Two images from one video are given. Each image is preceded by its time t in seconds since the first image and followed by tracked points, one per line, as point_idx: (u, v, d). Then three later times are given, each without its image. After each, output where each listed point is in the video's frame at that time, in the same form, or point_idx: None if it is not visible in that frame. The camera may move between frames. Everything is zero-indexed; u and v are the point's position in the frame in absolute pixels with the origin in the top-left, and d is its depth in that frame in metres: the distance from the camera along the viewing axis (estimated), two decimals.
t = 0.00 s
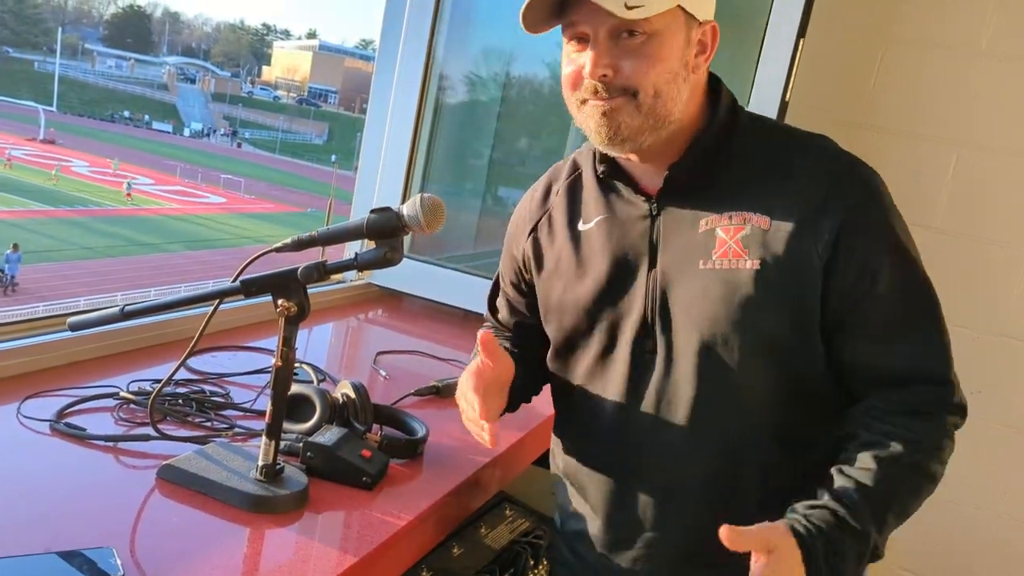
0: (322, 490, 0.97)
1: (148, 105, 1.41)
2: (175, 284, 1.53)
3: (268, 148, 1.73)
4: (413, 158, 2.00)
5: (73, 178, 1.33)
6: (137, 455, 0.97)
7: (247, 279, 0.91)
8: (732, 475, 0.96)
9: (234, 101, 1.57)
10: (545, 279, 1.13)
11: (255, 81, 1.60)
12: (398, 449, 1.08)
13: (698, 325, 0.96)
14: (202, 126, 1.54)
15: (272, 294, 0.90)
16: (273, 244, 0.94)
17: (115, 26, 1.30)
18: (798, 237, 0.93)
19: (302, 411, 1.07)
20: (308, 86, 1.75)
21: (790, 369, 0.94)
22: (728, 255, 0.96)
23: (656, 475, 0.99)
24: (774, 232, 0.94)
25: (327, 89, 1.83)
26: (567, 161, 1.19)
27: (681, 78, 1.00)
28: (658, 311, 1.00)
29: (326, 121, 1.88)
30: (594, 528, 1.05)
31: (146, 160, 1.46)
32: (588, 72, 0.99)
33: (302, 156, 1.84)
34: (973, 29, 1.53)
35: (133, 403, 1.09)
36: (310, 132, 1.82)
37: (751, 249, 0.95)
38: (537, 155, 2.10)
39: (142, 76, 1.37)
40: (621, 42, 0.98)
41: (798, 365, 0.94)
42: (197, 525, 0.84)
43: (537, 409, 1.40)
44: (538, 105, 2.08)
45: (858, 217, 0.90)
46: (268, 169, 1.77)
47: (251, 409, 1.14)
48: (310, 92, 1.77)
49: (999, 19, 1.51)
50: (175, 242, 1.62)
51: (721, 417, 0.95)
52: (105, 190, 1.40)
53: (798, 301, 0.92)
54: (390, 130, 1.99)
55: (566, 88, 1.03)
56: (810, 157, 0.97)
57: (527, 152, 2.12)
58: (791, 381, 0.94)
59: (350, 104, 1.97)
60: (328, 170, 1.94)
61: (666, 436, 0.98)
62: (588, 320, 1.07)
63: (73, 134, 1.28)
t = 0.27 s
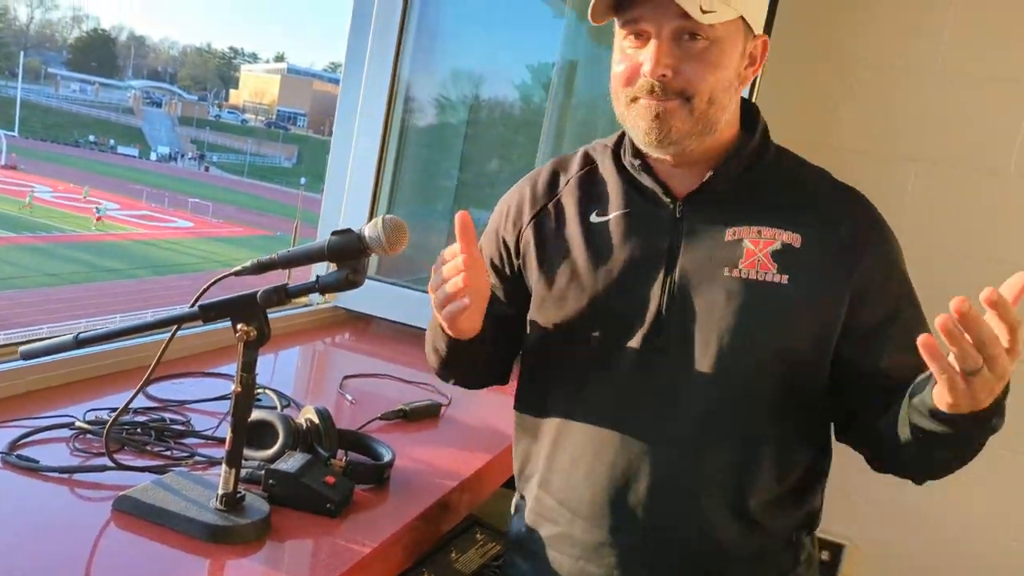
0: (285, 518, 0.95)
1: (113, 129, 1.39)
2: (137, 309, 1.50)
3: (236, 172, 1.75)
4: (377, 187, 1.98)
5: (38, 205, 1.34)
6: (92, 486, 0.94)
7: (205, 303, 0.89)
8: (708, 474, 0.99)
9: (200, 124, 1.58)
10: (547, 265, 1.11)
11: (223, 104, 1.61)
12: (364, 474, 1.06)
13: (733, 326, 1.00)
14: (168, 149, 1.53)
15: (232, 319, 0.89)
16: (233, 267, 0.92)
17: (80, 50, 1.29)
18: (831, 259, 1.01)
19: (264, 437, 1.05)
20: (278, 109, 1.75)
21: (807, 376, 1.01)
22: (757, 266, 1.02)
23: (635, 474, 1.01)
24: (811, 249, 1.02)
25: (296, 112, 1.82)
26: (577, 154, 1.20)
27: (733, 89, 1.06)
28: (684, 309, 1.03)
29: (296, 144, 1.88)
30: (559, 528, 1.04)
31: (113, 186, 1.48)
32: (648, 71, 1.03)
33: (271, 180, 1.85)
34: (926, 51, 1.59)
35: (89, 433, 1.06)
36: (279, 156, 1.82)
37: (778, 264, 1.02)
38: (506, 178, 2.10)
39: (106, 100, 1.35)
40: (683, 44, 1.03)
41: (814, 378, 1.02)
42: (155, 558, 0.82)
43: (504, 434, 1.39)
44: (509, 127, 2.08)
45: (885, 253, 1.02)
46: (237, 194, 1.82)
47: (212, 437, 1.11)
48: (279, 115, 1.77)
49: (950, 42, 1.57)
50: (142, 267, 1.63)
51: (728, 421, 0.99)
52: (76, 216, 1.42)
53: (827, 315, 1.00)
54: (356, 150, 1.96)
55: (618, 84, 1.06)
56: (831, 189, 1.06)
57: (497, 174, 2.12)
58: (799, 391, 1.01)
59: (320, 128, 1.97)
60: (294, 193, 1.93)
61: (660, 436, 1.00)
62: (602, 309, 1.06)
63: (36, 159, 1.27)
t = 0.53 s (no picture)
0: (205, 560, 0.91)
1: (46, 157, 1.34)
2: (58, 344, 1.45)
3: (177, 199, 1.73)
4: (312, 213, 1.93)
5: None
6: None
7: (117, 338, 0.85)
8: (649, 492, 0.99)
9: (138, 151, 1.53)
10: (494, 276, 1.10)
11: (161, 131, 1.58)
12: (290, 509, 1.03)
13: (688, 346, 1.02)
14: (104, 178, 1.47)
15: (144, 354, 0.85)
16: (144, 300, 0.89)
17: (12, 76, 1.25)
18: (776, 292, 1.06)
19: (184, 475, 1.01)
20: (218, 136, 1.77)
21: (750, 399, 1.04)
22: (708, 294, 1.05)
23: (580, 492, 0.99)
24: (762, 282, 1.07)
25: (237, 139, 1.84)
26: (531, 174, 1.22)
27: (701, 121, 1.11)
28: (638, 328, 1.03)
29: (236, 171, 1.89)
30: (496, 549, 1.01)
31: (48, 216, 1.44)
32: (627, 94, 1.06)
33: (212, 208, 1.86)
34: (848, 76, 1.63)
35: None
36: (219, 182, 1.83)
37: (729, 294, 1.05)
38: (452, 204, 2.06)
39: (38, 129, 1.31)
40: (661, 72, 1.08)
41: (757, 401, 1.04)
42: None
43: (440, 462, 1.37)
44: (455, 153, 2.07)
45: (822, 297, 1.08)
46: (178, 222, 1.81)
47: (130, 476, 1.07)
48: (219, 142, 1.78)
49: (870, 68, 1.62)
50: (78, 300, 1.57)
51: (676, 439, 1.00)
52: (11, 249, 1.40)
53: (771, 341, 1.04)
54: (288, 174, 1.91)
55: (594, 105, 1.09)
56: (772, 232, 1.12)
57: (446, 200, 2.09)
58: (739, 414, 1.04)
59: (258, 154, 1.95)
60: (226, 217, 1.90)
61: (610, 452, 0.99)
62: (553, 320, 1.05)
63: None
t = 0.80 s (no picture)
0: None
1: None
2: None
3: (115, 223, 1.83)
4: (250, 235, 1.90)
5: None
6: None
7: (41, 366, 0.83)
8: (594, 505, 1.00)
9: (75, 175, 1.60)
10: (441, 294, 1.10)
11: (100, 153, 1.64)
12: (227, 536, 1.01)
13: (632, 360, 1.03)
14: (39, 202, 1.57)
15: (71, 382, 0.83)
16: (70, 326, 0.87)
17: None
18: (716, 307, 1.09)
19: (117, 504, 0.98)
20: (160, 158, 1.81)
21: (692, 412, 1.06)
22: (651, 309, 1.06)
23: (525, 507, 0.99)
24: (703, 298, 1.09)
25: (179, 161, 1.85)
26: (479, 191, 1.22)
27: (645, 140, 1.13)
28: (584, 343, 1.04)
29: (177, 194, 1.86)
30: (442, 568, 1.00)
31: None
32: (575, 113, 1.07)
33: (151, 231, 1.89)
34: (779, 94, 1.68)
35: None
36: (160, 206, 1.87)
37: (672, 310, 1.07)
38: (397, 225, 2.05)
39: None
40: (608, 91, 1.10)
41: (697, 413, 1.06)
42: None
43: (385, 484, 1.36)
44: (404, 176, 2.05)
45: (761, 312, 1.11)
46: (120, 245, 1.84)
47: (60, 508, 1.04)
48: (161, 164, 1.82)
49: (801, 86, 1.67)
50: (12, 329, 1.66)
51: (620, 453, 1.01)
52: None
53: (712, 355, 1.06)
54: (225, 198, 1.88)
55: (543, 123, 1.10)
56: (711, 250, 1.14)
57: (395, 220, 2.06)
58: (682, 425, 1.05)
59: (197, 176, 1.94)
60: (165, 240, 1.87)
61: (556, 466, 1.00)
62: (502, 337, 1.05)
63: None
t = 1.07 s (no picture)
0: None
1: None
2: None
3: (79, 241, 1.67)
4: (221, 246, 1.94)
5: None
6: None
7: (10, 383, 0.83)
8: (568, 512, 1.01)
9: (37, 192, 1.51)
10: (414, 307, 1.10)
11: (62, 169, 1.55)
12: (201, 553, 1.00)
13: (603, 368, 1.05)
14: None
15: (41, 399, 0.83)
16: (40, 342, 0.87)
17: None
18: (684, 315, 1.10)
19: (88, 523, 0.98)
20: (123, 173, 1.71)
21: (661, 417, 1.07)
22: (620, 318, 1.08)
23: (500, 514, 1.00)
24: (672, 306, 1.11)
25: (142, 176, 1.80)
26: (449, 204, 1.23)
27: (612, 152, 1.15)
28: (555, 352, 1.06)
29: (144, 210, 1.86)
30: None
31: None
32: (543, 127, 1.09)
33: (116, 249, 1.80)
34: (744, 105, 1.71)
35: None
36: (126, 222, 1.78)
37: (640, 318, 1.08)
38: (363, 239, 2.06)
39: None
40: (574, 105, 1.12)
41: (667, 419, 1.08)
42: None
43: (359, 499, 1.36)
44: (372, 188, 2.05)
45: (727, 319, 1.13)
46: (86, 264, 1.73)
47: (29, 528, 1.02)
48: (124, 179, 1.72)
49: (764, 97, 1.70)
50: None
51: (593, 459, 1.02)
52: None
53: (681, 362, 1.08)
54: (194, 212, 1.92)
55: (511, 137, 1.12)
56: (679, 260, 1.16)
57: (364, 233, 2.06)
58: (651, 432, 1.07)
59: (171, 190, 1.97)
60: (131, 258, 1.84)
61: (530, 473, 1.01)
62: (475, 348, 1.06)
63: None
